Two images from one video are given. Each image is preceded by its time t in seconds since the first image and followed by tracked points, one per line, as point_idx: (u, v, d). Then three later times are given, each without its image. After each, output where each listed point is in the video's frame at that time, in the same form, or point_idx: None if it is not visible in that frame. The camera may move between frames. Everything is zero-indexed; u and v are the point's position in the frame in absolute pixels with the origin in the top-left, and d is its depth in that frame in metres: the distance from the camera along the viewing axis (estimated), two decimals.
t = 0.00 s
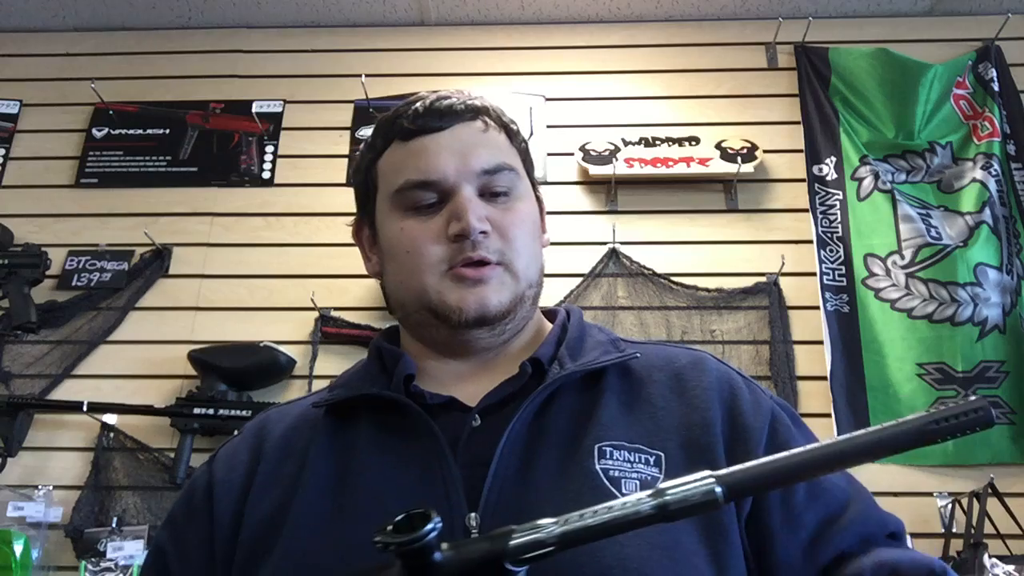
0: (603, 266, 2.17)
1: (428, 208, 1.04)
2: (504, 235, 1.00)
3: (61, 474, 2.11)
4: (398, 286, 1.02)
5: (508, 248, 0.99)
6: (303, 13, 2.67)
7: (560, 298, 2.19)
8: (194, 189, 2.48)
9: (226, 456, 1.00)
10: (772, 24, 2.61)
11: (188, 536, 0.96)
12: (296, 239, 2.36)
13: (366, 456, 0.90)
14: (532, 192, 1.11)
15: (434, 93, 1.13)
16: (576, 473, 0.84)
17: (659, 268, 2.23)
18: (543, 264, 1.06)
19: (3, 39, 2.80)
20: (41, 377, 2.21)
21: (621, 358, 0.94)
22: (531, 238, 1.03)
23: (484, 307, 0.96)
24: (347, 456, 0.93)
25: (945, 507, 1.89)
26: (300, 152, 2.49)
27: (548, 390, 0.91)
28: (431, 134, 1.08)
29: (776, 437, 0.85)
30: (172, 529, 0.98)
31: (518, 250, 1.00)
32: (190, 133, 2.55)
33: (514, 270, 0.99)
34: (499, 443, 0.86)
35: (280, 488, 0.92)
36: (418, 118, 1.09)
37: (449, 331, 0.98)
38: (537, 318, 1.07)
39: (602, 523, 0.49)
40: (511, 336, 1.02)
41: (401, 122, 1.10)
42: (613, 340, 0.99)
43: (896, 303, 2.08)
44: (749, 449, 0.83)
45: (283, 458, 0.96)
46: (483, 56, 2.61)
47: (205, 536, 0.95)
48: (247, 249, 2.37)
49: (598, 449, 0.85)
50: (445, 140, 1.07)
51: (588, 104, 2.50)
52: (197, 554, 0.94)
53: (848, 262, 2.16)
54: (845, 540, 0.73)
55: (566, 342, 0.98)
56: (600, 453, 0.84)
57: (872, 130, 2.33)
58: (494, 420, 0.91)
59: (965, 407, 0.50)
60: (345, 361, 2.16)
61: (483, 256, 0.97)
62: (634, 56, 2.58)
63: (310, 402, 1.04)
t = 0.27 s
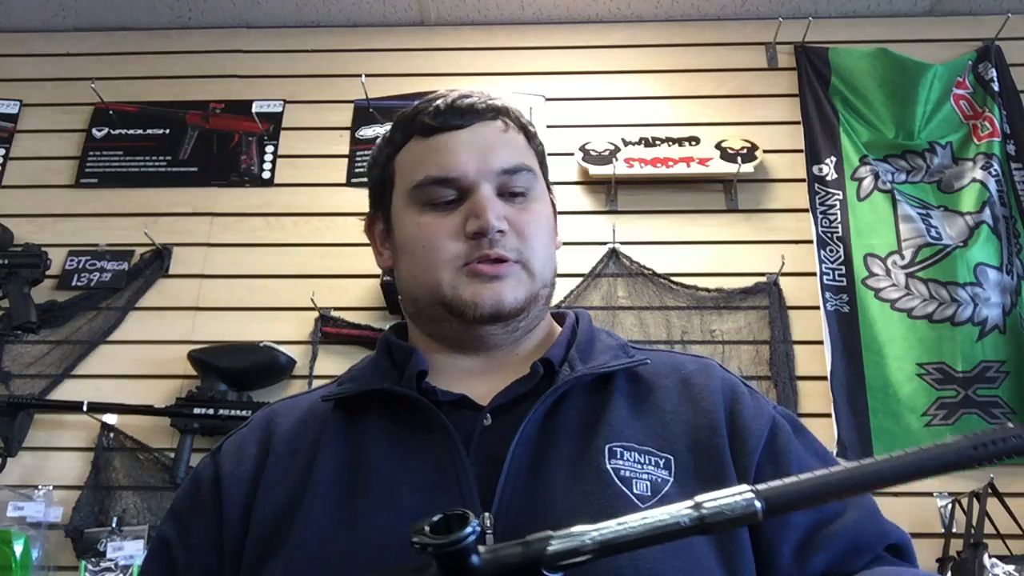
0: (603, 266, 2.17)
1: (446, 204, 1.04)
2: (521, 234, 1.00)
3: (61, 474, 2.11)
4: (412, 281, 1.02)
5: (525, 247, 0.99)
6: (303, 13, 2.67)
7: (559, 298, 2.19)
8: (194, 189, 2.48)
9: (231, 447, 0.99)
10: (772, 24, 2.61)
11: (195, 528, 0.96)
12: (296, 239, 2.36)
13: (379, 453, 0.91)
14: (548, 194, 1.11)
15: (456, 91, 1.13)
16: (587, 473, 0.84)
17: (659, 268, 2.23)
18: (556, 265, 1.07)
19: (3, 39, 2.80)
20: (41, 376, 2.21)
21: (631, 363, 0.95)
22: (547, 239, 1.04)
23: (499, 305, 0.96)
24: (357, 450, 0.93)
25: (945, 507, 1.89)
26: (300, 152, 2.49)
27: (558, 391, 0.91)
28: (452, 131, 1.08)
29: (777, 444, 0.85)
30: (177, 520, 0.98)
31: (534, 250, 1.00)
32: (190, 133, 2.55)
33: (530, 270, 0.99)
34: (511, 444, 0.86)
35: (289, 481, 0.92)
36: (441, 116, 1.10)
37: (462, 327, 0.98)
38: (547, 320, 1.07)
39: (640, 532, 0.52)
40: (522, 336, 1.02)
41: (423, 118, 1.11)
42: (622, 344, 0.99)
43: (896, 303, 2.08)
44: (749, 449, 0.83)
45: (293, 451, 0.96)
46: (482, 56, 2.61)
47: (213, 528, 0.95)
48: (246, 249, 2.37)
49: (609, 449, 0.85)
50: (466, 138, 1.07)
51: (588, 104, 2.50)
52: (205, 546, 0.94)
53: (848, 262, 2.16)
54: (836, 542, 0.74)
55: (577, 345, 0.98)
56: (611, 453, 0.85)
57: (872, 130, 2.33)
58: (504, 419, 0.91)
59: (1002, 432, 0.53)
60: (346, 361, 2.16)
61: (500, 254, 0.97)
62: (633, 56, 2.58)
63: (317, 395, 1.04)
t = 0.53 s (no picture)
0: (603, 266, 2.17)
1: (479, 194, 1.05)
2: (552, 230, 1.02)
3: (61, 474, 2.11)
4: (439, 265, 1.01)
5: (555, 243, 1.01)
6: (303, 13, 2.67)
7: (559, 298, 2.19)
8: (194, 189, 2.48)
9: (234, 447, 0.99)
10: (772, 24, 2.61)
11: (198, 528, 0.96)
12: (296, 239, 2.36)
13: (383, 450, 0.91)
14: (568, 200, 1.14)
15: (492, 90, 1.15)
16: (591, 471, 0.85)
17: (659, 268, 2.23)
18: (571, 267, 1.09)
19: (3, 39, 2.80)
20: (40, 376, 2.21)
21: (632, 363, 0.95)
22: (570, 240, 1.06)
23: (527, 297, 0.97)
24: (360, 448, 0.93)
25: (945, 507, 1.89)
26: (300, 152, 2.49)
27: (560, 391, 0.91)
28: (490, 125, 1.10)
29: (771, 440, 0.86)
30: (179, 522, 0.97)
31: (562, 247, 1.03)
32: (190, 133, 2.55)
33: (557, 266, 1.01)
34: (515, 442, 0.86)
35: (293, 482, 0.92)
36: (479, 109, 1.11)
37: (486, 317, 0.99)
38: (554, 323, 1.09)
39: (654, 532, 0.57)
40: (537, 333, 1.03)
41: (460, 109, 1.12)
42: (624, 346, 1.00)
43: (896, 303, 2.08)
44: (743, 445, 0.84)
45: (296, 450, 0.96)
46: (483, 56, 2.61)
47: (215, 528, 0.95)
48: (246, 249, 2.37)
49: (612, 447, 0.86)
50: (503, 133, 1.09)
51: (588, 104, 2.50)
52: (207, 545, 0.94)
53: (848, 262, 2.16)
54: (829, 532, 0.74)
55: (579, 345, 0.99)
56: (614, 450, 0.85)
57: (872, 130, 2.33)
58: (509, 416, 0.92)
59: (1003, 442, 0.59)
60: (346, 361, 2.16)
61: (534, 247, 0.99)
62: (633, 55, 2.58)
63: (320, 394, 1.04)
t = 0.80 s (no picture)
0: (604, 266, 2.16)
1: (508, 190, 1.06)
2: (575, 234, 1.05)
3: (61, 474, 2.11)
4: (462, 256, 1.02)
5: (576, 246, 1.04)
6: (303, 13, 2.67)
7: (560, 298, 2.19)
8: (194, 189, 2.48)
9: (240, 441, 1.00)
10: (772, 24, 2.61)
11: (202, 522, 0.95)
12: (296, 239, 2.36)
13: (390, 447, 0.91)
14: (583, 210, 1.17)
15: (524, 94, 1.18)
16: (595, 468, 0.85)
17: (659, 268, 2.23)
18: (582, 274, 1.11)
19: (3, 39, 2.81)
20: (40, 376, 2.21)
21: (637, 365, 0.95)
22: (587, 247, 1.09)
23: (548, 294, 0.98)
24: (366, 443, 0.93)
25: (945, 507, 1.89)
26: (300, 152, 2.49)
27: (566, 391, 0.91)
28: (522, 124, 1.12)
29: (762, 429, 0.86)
30: (183, 516, 0.97)
31: (582, 252, 1.05)
32: (190, 133, 2.56)
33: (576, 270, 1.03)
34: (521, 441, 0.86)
35: (299, 477, 0.92)
36: (513, 109, 1.14)
37: (503, 313, 0.99)
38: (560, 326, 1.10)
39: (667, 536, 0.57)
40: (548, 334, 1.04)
41: (494, 108, 1.15)
42: (629, 348, 1.00)
43: (896, 303, 2.08)
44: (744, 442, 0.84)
45: (303, 446, 0.96)
46: (482, 55, 2.61)
47: (221, 522, 0.94)
48: (246, 249, 2.37)
49: (616, 445, 0.86)
50: (536, 134, 1.11)
51: (588, 104, 2.50)
52: (212, 540, 0.93)
53: (848, 262, 2.16)
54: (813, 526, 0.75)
55: (585, 345, 0.99)
56: (618, 448, 0.86)
57: (872, 130, 2.33)
58: (516, 416, 0.92)
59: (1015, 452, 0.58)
60: (346, 361, 2.16)
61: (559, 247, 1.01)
62: (633, 55, 2.58)
63: (327, 389, 1.04)
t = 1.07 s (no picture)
0: (604, 267, 2.16)
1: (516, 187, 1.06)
2: (582, 230, 1.04)
3: (62, 474, 2.11)
4: (469, 253, 1.02)
5: (583, 242, 1.03)
6: (303, 12, 2.67)
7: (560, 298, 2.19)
8: (194, 189, 2.48)
9: (244, 442, 1.00)
10: (772, 24, 2.61)
11: (207, 523, 0.96)
12: (296, 239, 2.36)
13: (394, 447, 0.91)
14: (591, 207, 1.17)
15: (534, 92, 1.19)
16: (599, 466, 0.85)
17: (659, 268, 2.23)
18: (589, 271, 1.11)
19: (3, 39, 2.80)
20: (40, 376, 2.20)
21: (642, 362, 0.95)
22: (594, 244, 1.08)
23: (555, 292, 0.98)
24: (369, 442, 0.94)
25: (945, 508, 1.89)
26: (300, 152, 2.49)
27: (569, 388, 0.92)
28: (531, 122, 1.13)
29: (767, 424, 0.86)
30: (189, 517, 0.97)
31: (589, 248, 1.05)
32: (190, 133, 2.56)
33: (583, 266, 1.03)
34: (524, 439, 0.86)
35: (303, 477, 0.92)
36: (522, 107, 1.15)
37: (510, 309, 0.99)
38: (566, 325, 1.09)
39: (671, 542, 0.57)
40: (555, 332, 1.03)
41: (502, 106, 1.15)
42: (634, 345, 1.00)
43: (896, 303, 2.08)
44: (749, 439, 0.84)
45: (307, 447, 0.96)
46: (482, 55, 2.61)
47: (224, 523, 0.95)
48: (246, 249, 2.37)
49: (619, 442, 0.86)
50: (544, 131, 1.12)
51: (588, 104, 2.50)
52: (216, 540, 0.94)
53: (848, 262, 2.16)
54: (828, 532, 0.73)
55: (590, 343, 0.99)
56: (621, 446, 0.86)
57: (872, 130, 2.33)
58: (518, 414, 0.92)
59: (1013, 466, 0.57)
60: (346, 361, 2.16)
61: (565, 242, 1.01)
62: (633, 55, 2.58)
63: (331, 389, 1.05)
